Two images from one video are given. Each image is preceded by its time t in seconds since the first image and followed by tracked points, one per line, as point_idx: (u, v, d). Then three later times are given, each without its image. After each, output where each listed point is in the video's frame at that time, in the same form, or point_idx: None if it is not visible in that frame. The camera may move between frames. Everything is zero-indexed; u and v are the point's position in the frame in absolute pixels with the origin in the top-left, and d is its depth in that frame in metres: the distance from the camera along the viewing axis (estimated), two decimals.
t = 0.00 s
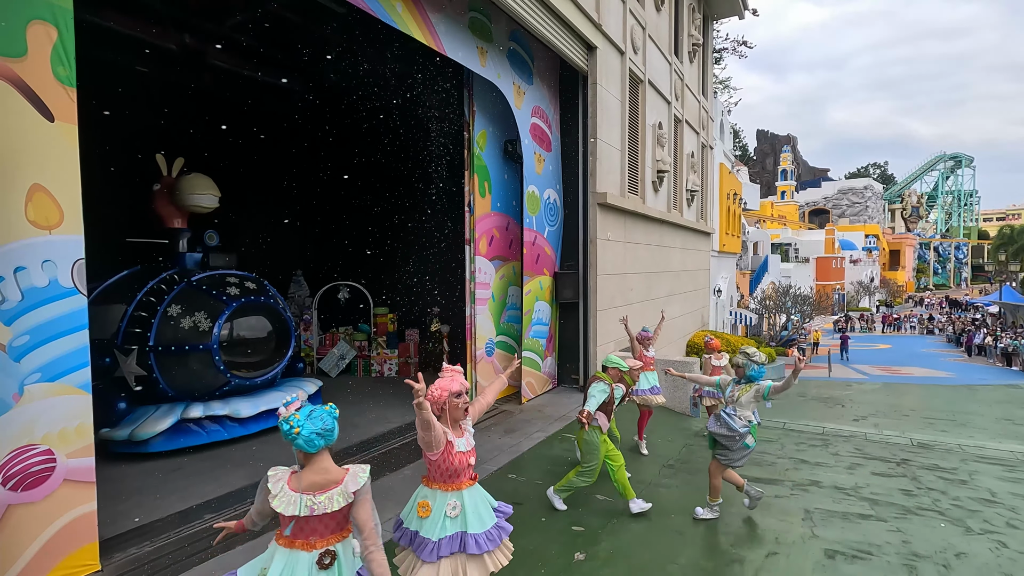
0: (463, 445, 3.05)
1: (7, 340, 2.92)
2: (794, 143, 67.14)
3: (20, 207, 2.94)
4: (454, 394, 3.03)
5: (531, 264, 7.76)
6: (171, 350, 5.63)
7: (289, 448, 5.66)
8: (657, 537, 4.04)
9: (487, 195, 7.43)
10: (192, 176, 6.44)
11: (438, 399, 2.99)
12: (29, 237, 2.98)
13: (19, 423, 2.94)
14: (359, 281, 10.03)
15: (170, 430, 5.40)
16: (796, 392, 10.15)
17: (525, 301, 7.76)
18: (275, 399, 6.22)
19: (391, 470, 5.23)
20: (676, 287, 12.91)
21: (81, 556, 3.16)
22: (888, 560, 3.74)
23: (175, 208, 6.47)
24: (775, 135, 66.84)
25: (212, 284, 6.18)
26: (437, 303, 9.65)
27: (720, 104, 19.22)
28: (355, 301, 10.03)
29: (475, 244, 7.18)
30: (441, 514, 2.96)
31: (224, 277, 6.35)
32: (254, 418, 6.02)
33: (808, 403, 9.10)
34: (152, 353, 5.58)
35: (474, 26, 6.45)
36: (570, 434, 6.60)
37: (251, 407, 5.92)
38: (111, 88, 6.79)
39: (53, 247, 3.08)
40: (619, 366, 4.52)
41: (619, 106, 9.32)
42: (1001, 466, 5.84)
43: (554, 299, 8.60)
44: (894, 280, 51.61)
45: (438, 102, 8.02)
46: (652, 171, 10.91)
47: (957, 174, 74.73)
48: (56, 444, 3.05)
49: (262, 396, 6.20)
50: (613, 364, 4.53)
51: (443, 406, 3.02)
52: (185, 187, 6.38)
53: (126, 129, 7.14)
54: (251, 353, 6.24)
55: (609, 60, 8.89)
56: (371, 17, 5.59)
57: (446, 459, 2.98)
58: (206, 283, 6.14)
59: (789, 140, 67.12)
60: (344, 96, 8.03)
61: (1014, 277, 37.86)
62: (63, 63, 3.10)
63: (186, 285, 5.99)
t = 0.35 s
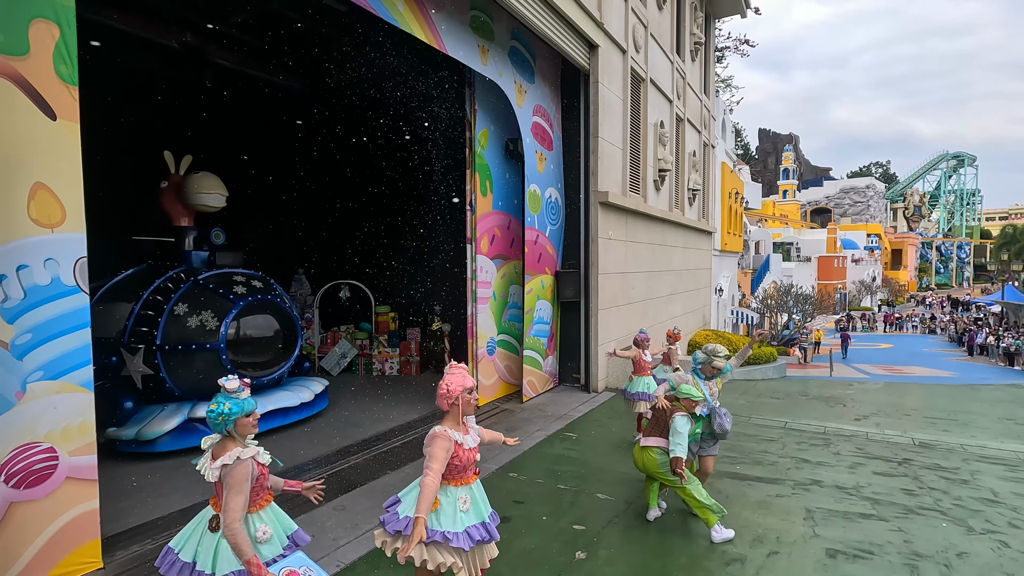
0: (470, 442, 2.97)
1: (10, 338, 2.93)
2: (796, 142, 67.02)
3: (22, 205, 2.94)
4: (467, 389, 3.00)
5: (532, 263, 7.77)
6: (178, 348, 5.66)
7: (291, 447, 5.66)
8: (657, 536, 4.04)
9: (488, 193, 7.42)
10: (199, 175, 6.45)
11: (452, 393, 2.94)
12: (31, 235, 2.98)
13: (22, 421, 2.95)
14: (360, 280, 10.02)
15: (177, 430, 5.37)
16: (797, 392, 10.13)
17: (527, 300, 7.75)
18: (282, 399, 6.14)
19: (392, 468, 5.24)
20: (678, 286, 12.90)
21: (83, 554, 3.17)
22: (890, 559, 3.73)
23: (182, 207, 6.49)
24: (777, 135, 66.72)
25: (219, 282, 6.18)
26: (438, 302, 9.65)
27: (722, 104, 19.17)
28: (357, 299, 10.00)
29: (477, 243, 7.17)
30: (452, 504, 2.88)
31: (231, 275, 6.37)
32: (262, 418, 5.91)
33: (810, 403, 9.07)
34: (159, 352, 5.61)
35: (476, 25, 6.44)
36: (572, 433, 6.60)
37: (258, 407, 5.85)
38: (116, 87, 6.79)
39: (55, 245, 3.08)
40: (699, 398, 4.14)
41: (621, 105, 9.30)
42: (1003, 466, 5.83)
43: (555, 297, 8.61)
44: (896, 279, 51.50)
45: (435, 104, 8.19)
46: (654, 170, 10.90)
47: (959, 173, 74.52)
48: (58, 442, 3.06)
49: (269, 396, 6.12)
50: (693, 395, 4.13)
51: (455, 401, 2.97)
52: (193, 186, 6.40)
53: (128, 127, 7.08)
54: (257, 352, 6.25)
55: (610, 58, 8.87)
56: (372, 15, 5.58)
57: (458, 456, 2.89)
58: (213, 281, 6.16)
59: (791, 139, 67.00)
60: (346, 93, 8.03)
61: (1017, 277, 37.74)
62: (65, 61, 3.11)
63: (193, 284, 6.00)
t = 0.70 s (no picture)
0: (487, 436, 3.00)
1: (12, 337, 2.93)
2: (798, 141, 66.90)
3: (25, 204, 2.94)
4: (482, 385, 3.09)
5: (535, 262, 7.78)
6: (185, 347, 5.66)
7: (292, 446, 5.67)
8: (658, 535, 4.04)
9: (490, 192, 7.43)
10: (204, 173, 6.47)
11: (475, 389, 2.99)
12: (33, 233, 2.98)
13: (24, 419, 2.95)
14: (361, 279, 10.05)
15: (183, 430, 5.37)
16: (799, 391, 10.10)
17: (528, 299, 7.75)
18: (287, 398, 6.16)
19: (393, 467, 5.25)
20: (679, 285, 12.89)
21: (85, 551, 3.18)
22: (891, 559, 3.73)
23: (187, 204, 6.48)
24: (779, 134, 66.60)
25: (225, 281, 6.21)
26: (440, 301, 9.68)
27: (724, 102, 19.13)
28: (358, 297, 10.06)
29: (479, 242, 7.18)
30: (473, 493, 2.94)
31: (238, 273, 6.39)
32: (266, 417, 5.90)
33: (811, 402, 9.05)
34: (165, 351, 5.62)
35: (478, 24, 6.44)
36: (573, 432, 6.60)
37: (264, 407, 5.84)
38: (119, 86, 6.80)
39: (57, 244, 3.08)
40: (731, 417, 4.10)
41: (623, 104, 9.29)
42: (1005, 466, 5.82)
43: (557, 297, 8.63)
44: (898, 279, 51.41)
45: (439, 103, 8.20)
46: (656, 169, 10.88)
47: (962, 172, 74.32)
48: (60, 440, 3.07)
49: (275, 395, 6.13)
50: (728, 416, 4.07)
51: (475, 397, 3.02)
52: (198, 184, 6.42)
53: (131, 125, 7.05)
54: (262, 351, 6.27)
55: (612, 57, 8.85)
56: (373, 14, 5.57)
57: (474, 451, 2.91)
58: (219, 280, 6.18)
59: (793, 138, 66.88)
60: (353, 93, 8.06)
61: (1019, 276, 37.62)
62: (67, 60, 3.10)
63: (199, 282, 6.00)
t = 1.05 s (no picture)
0: (513, 418, 3.35)
1: (15, 335, 2.93)
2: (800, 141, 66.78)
3: (26, 203, 2.95)
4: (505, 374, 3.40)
5: (536, 261, 7.78)
6: (189, 346, 5.66)
7: (293, 445, 5.68)
8: (658, 535, 4.04)
9: (492, 192, 7.44)
10: (209, 171, 6.44)
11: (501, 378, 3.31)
12: (36, 232, 2.98)
13: (26, 418, 2.96)
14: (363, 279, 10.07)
15: (188, 429, 5.41)
16: (801, 391, 10.09)
17: (529, 298, 7.75)
18: (292, 398, 6.16)
19: (394, 466, 5.25)
20: (680, 285, 12.87)
21: (87, 550, 3.18)
22: (893, 560, 3.72)
23: (192, 203, 6.49)
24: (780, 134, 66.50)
25: (230, 280, 6.22)
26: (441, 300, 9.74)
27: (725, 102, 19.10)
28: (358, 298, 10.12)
29: (480, 241, 7.19)
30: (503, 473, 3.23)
31: (242, 273, 6.39)
32: (272, 417, 5.92)
33: (813, 403, 9.03)
34: (170, 351, 5.61)
35: (479, 22, 6.42)
36: (574, 431, 6.60)
37: (269, 407, 5.85)
38: (122, 84, 6.79)
39: (59, 243, 3.09)
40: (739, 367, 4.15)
41: (624, 103, 9.28)
42: (1006, 466, 5.81)
43: (558, 296, 8.64)
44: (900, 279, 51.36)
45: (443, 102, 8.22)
46: (657, 169, 10.87)
47: (963, 172, 74.19)
48: (62, 439, 3.08)
49: (279, 395, 6.13)
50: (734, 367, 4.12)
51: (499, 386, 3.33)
52: (202, 182, 6.41)
53: (135, 125, 7.05)
54: (268, 350, 6.25)
55: (613, 56, 8.84)
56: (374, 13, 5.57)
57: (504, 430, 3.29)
58: (224, 279, 6.19)
59: (794, 138, 66.80)
60: (358, 91, 8.07)
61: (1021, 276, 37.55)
62: (69, 59, 3.11)
63: (204, 281, 6.03)
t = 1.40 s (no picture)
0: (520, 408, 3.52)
1: (16, 334, 2.94)
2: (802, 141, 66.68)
3: (28, 202, 2.95)
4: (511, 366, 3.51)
5: (536, 261, 7.78)
6: (193, 346, 5.63)
7: (294, 444, 5.68)
8: (659, 535, 4.04)
9: (493, 191, 7.44)
10: (214, 171, 6.45)
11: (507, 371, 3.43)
12: (37, 231, 2.99)
13: (27, 416, 2.96)
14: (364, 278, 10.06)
15: (192, 429, 5.38)
16: (802, 391, 10.09)
17: (530, 298, 7.76)
18: (296, 398, 6.15)
19: (395, 466, 5.25)
20: (681, 285, 12.86)
21: (89, 548, 3.19)
22: (893, 560, 3.72)
23: (195, 202, 6.49)
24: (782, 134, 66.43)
25: (234, 279, 6.22)
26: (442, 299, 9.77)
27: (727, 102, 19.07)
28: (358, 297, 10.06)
29: (481, 241, 7.19)
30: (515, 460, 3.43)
31: (246, 272, 6.40)
32: (276, 417, 5.92)
33: (813, 403, 9.02)
34: (174, 350, 5.58)
35: (479, 22, 6.41)
36: (574, 431, 6.60)
37: (273, 407, 5.83)
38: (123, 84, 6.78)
39: (60, 242, 3.09)
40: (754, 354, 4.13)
41: (625, 103, 9.26)
42: (1007, 467, 5.81)
43: (559, 296, 8.65)
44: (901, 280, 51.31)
45: (445, 103, 8.22)
46: (658, 169, 10.86)
47: (965, 172, 74.09)
48: (63, 437, 3.08)
49: (284, 395, 6.12)
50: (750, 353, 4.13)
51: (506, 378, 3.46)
52: (206, 181, 6.40)
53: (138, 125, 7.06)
54: (272, 349, 6.28)
55: (615, 56, 8.83)
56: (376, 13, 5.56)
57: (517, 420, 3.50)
58: (228, 278, 6.19)
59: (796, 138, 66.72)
60: (362, 91, 8.08)
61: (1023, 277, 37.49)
62: (71, 58, 3.11)
63: (208, 281, 6.03)
